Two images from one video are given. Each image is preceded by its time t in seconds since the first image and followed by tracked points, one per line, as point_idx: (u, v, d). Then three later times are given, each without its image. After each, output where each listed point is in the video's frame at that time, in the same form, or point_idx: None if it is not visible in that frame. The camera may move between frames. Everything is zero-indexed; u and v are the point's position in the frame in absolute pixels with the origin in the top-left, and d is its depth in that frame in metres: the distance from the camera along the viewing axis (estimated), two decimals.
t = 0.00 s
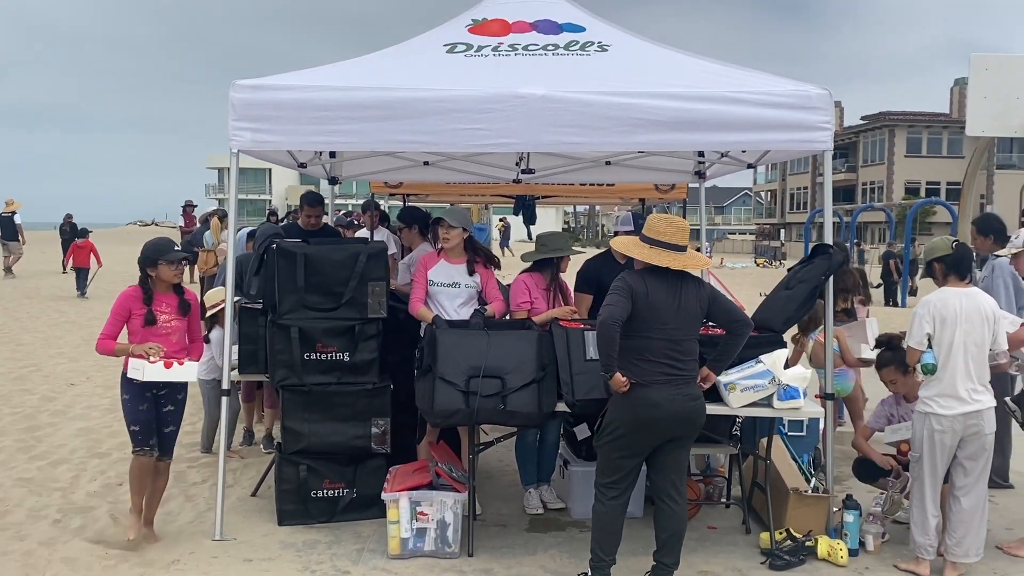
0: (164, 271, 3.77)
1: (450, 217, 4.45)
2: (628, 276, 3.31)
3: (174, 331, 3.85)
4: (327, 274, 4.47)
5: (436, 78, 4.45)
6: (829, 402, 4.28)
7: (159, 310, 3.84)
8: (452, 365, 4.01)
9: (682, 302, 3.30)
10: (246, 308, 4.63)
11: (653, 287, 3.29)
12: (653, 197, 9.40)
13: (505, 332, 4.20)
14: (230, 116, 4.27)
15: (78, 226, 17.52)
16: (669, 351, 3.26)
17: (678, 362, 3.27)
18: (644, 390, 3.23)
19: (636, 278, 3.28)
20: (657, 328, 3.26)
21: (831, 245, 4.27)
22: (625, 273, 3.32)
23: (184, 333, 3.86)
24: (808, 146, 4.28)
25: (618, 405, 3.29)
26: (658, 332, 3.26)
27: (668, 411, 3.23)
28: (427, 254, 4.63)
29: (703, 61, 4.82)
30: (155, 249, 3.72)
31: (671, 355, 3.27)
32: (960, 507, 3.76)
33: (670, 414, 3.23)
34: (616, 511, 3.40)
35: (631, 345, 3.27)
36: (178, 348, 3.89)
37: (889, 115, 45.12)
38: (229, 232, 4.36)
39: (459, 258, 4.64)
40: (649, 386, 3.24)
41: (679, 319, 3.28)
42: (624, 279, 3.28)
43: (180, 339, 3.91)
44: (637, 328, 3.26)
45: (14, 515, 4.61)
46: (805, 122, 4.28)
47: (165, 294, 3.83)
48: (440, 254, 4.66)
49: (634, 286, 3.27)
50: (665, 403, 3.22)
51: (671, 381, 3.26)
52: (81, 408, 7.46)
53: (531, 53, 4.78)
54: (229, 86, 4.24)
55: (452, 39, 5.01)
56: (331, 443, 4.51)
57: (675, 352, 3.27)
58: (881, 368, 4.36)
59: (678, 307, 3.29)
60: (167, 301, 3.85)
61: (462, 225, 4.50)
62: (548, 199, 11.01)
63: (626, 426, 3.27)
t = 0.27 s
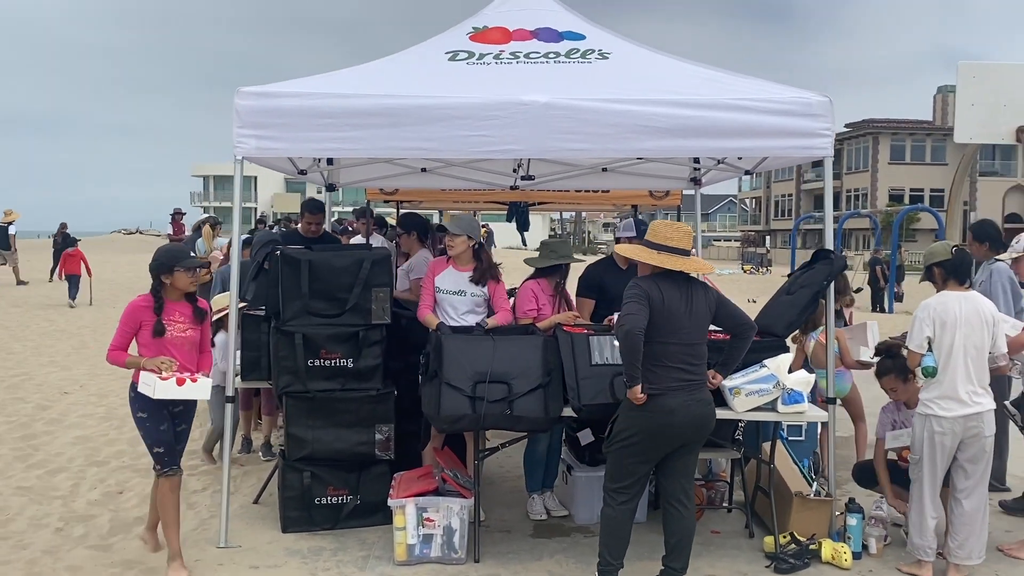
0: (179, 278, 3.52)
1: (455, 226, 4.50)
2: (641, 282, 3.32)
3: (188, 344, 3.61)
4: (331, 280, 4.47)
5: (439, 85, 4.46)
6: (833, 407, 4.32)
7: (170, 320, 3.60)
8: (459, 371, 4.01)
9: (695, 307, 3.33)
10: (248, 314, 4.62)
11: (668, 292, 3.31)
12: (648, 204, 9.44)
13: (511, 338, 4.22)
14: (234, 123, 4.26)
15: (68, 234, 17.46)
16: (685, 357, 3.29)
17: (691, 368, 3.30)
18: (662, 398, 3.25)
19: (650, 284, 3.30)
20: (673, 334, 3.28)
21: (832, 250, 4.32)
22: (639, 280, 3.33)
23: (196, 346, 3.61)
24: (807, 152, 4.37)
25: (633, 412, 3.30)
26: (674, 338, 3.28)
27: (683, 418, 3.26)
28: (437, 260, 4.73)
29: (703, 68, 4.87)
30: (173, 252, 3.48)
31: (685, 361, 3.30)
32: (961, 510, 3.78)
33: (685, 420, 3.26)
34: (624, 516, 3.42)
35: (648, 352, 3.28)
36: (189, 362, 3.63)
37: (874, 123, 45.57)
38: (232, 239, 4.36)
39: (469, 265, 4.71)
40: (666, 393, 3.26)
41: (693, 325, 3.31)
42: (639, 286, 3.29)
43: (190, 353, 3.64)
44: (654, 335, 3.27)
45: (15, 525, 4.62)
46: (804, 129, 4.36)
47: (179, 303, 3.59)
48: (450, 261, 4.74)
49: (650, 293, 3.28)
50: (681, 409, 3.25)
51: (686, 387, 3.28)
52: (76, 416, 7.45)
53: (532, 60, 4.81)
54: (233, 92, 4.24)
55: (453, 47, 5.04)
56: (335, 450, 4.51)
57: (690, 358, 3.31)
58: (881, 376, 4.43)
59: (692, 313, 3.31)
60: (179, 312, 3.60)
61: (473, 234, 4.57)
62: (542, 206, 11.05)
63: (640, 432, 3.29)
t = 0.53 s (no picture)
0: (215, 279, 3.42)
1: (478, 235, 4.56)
2: (677, 289, 3.38)
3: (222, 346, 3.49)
4: (350, 286, 4.47)
5: (458, 91, 4.48)
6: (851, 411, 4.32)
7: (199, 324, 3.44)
8: (483, 377, 4.03)
9: (728, 313, 3.40)
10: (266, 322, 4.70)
11: (706, 298, 3.37)
12: (651, 209, 9.49)
13: (532, 344, 4.24)
14: (256, 129, 4.27)
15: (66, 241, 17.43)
16: (720, 362, 3.35)
17: (727, 374, 3.37)
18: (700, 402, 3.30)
19: (687, 290, 3.35)
20: (709, 340, 3.34)
21: (850, 254, 4.34)
22: (675, 287, 3.38)
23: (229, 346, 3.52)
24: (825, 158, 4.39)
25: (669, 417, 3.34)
26: (710, 343, 3.34)
27: (719, 422, 3.32)
28: (455, 267, 4.77)
29: (718, 74, 4.89)
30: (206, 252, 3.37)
31: (720, 366, 3.37)
32: (982, 512, 3.81)
33: (720, 425, 3.33)
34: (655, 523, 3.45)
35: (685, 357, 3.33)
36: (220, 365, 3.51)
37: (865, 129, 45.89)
38: (255, 243, 4.36)
39: (487, 273, 4.76)
40: (704, 398, 3.31)
41: (727, 331, 3.38)
42: (676, 292, 3.34)
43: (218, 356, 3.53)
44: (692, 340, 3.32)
45: (32, 532, 4.64)
46: (822, 135, 4.39)
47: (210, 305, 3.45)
48: (469, 269, 4.78)
49: (687, 299, 3.33)
50: (717, 414, 3.31)
51: (721, 391, 3.35)
52: (83, 423, 7.45)
53: (549, 67, 4.84)
54: (255, 99, 4.25)
55: (470, 53, 5.06)
56: (354, 456, 4.49)
57: (724, 363, 3.38)
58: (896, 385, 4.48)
59: (726, 318, 3.38)
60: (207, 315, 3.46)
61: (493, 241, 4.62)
62: (544, 212, 11.09)
63: (676, 437, 3.34)
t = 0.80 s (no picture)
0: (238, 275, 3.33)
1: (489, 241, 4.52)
2: (704, 292, 3.38)
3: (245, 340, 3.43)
4: (367, 290, 4.44)
5: (476, 94, 4.46)
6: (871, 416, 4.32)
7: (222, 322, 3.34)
8: (504, 381, 4.02)
9: (755, 316, 3.40)
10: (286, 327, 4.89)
11: (734, 301, 3.36)
12: (656, 212, 9.49)
13: (552, 348, 4.23)
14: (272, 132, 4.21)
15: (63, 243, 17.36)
16: (747, 365, 3.35)
17: (754, 377, 3.37)
18: (727, 405, 3.30)
19: (714, 293, 3.35)
20: (736, 343, 3.34)
21: (869, 257, 4.32)
22: (701, 290, 3.38)
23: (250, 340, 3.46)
24: (844, 161, 4.40)
25: (696, 421, 3.33)
26: (737, 347, 3.34)
27: (746, 426, 3.32)
28: (471, 272, 4.73)
29: (733, 77, 4.89)
30: (229, 250, 3.28)
31: (747, 370, 3.37)
32: (1006, 516, 3.81)
33: (748, 428, 3.32)
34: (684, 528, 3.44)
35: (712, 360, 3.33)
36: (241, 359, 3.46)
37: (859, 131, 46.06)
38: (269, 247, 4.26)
39: (503, 279, 4.73)
40: (731, 402, 3.31)
41: (753, 334, 3.38)
42: (703, 295, 3.34)
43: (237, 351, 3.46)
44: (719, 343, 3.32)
45: (46, 539, 4.62)
46: (840, 138, 4.40)
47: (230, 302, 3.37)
48: (485, 274, 4.74)
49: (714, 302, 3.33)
50: (745, 417, 3.31)
51: (748, 395, 3.34)
52: (88, 428, 7.42)
53: (565, 70, 4.82)
54: (271, 102, 4.19)
55: (484, 56, 5.04)
56: (371, 461, 4.47)
57: (751, 366, 3.37)
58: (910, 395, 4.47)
59: (753, 322, 3.38)
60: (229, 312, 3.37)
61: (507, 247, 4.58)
62: (547, 215, 11.08)
63: (703, 441, 3.34)
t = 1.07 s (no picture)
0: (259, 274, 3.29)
1: (504, 243, 4.46)
2: (723, 298, 3.32)
3: (264, 337, 3.39)
4: (383, 291, 4.42)
5: (493, 94, 4.41)
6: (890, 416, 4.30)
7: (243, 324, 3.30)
8: (523, 384, 3.99)
9: (777, 321, 3.35)
10: (299, 329, 4.92)
11: (753, 307, 3.31)
12: (663, 213, 9.46)
13: (571, 349, 4.20)
14: (288, 133, 4.16)
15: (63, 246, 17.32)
16: (770, 371, 3.31)
17: (777, 381, 3.34)
18: (752, 414, 3.27)
19: (734, 300, 3.29)
20: (758, 350, 3.29)
21: (888, 258, 4.29)
22: (721, 297, 3.32)
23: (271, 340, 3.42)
24: (863, 160, 4.39)
25: (723, 431, 3.30)
26: (760, 353, 3.29)
27: (773, 433, 3.29)
28: (484, 275, 4.67)
29: (748, 77, 4.86)
30: (247, 248, 3.23)
31: (770, 375, 3.33)
32: None
33: (776, 435, 3.29)
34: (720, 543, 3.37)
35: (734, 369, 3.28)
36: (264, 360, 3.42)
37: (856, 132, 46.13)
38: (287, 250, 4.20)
39: (518, 281, 4.66)
40: (757, 409, 3.27)
41: (775, 339, 3.33)
42: (723, 302, 3.28)
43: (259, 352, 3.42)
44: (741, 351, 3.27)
45: (59, 543, 4.59)
46: (861, 137, 4.39)
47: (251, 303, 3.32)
48: (500, 276, 4.67)
49: (735, 308, 3.27)
50: (772, 424, 3.28)
51: (773, 401, 3.31)
52: (94, 431, 7.38)
53: (581, 70, 4.80)
54: (287, 102, 4.14)
55: (499, 55, 5.01)
56: (387, 464, 4.43)
57: (774, 372, 3.34)
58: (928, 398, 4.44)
59: (775, 327, 3.33)
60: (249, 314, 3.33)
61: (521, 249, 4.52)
62: (552, 216, 11.04)
63: (731, 452, 3.30)
